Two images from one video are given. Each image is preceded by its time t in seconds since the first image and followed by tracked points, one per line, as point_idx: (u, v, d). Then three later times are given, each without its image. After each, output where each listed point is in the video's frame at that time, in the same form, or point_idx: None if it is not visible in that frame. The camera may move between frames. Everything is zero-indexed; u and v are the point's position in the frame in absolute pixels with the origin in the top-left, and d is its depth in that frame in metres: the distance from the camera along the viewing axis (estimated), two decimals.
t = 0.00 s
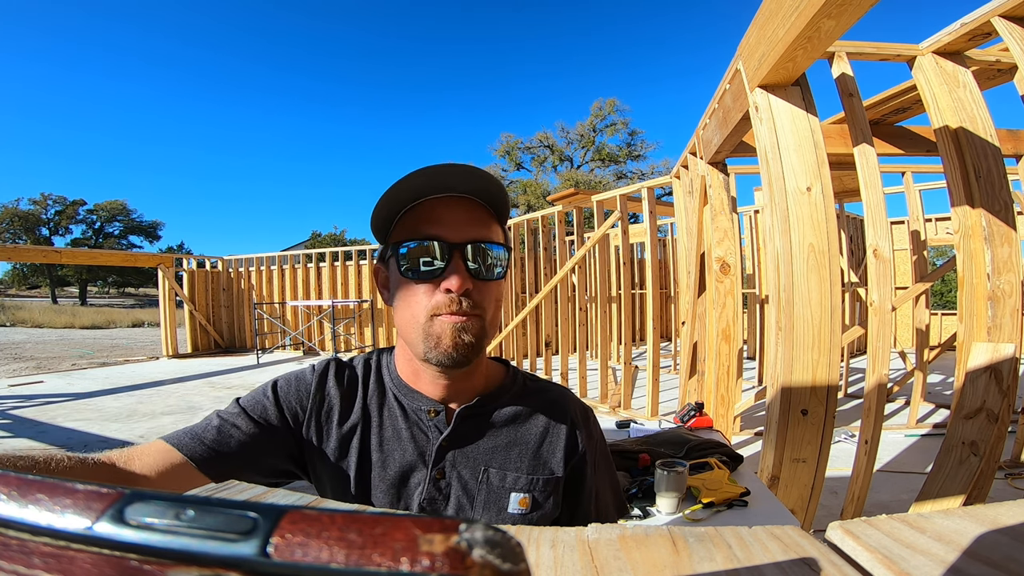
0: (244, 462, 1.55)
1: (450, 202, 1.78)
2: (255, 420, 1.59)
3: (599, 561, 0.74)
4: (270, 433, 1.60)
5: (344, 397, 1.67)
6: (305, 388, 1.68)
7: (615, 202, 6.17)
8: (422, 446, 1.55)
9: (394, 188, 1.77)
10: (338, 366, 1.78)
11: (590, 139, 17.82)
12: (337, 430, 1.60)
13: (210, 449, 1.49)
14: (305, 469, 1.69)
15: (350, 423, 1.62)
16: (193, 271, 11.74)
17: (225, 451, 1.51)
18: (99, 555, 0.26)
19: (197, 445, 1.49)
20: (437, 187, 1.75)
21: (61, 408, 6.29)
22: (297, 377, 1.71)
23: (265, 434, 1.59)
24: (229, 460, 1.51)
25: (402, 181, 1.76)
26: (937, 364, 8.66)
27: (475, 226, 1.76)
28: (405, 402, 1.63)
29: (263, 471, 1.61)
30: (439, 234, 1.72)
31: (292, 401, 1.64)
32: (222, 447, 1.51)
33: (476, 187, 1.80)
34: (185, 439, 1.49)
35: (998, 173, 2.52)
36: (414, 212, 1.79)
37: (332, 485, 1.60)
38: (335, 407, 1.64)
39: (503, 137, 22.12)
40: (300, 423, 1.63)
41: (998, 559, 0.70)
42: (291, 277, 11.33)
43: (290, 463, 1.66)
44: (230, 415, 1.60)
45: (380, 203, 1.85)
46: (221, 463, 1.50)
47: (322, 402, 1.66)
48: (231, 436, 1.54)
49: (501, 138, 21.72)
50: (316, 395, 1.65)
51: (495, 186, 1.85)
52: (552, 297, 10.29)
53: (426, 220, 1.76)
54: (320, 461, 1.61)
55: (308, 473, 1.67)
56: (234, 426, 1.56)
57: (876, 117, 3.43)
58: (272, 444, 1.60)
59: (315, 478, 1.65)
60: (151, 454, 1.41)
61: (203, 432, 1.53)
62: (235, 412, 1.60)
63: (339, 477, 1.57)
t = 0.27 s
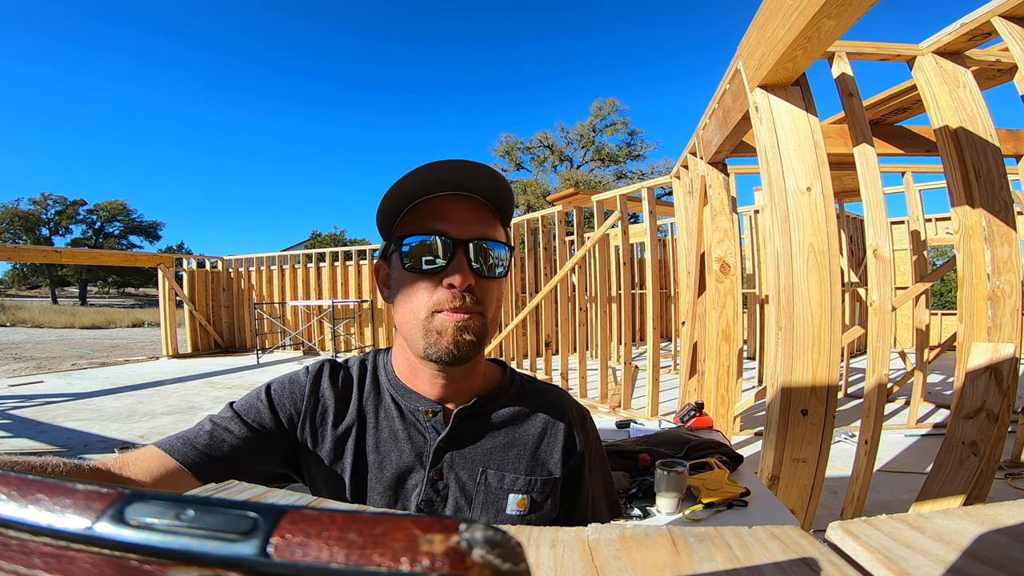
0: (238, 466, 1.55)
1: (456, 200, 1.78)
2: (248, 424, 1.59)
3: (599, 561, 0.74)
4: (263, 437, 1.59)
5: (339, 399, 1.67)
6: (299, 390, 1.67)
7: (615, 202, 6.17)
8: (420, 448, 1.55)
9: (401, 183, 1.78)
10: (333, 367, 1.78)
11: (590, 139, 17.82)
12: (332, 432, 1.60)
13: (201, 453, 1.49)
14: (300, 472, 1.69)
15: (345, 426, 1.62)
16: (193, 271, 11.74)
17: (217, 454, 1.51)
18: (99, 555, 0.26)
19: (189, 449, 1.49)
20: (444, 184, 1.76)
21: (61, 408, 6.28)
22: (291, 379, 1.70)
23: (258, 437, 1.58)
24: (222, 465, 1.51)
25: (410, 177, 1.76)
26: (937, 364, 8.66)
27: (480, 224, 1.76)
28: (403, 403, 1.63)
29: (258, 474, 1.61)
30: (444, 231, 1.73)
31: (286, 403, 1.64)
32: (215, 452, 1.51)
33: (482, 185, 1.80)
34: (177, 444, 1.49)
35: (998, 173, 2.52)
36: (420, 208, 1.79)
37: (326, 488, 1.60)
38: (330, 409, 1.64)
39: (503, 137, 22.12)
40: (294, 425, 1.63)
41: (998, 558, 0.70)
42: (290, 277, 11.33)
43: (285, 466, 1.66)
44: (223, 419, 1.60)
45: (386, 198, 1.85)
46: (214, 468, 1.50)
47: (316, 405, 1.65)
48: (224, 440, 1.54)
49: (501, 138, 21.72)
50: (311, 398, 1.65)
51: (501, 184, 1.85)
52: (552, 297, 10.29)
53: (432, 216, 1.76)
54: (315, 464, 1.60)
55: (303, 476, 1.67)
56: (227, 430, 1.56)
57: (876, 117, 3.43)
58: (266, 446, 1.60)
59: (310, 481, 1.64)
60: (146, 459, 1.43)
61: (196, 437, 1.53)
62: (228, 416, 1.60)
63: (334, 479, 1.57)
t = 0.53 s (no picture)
0: (236, 465, 1.55)
1: (447, 198, 1.78)
2: (248, 423, 1.59)
3: (599, 561, 0.74)
4: (263, 436, 1.59)
5: (338, 399, 1.68)
6: (298, 390, 1.67)
7: (615, 202, 6.16)
8: (417, 448, 1.56)
9: (390, 181, 1.77)
10: (332, 367, 1.78)
11: (590, 139, 17.82)
12: (331, 432, 1.60)
13: (200, 452, 1.49)
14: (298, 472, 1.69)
15: (343, 426, 1.62)
16: (193, 271, 11.74)
17: (215, 453, 1.51)
18: (100, 555, 0.26)
19: (188, 447, 1.49)
20: (435, 181, 1.75)
21: (60, 408, 6.28)
22: (291, 379, 1.70)
23: (257, 436, 1.58)
24: (220, 464, 1.51)
25: (399, 175, 1.76)
26: (937, 364, 8.66)
27: (472, 221, 1.77)
28: (400, 404, 1.64)
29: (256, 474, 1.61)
30: (436, 229, 1.73)
31: (286, 403, 1.64)
32: (213, 450, 1.51)
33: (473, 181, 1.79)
34: (175, 443, 1.49)
35: (998, 172, 2.52)
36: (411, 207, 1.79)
37: (324, 488, 1.60)
38: (329, 409, 1.64)
39: (503, 137, 22.13)
40: (294, 425, 1.63)
41: (998, 559, 0.70)
42: (290, 277, 11.34)
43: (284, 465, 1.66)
44: (223, 417, 1.60)
45: (376, 196, 1.84)
46: (213, 466, 1.50)
47: (316, 404, 1.66)
48: (223, 439, 1.54)
49: (501, 138, 21.71)
50: (310, 397, 1.66)
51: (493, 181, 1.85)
52: (552, 297, 10.29)
53: (424, 214, 1.76)
54: (312, 464, 1.60)
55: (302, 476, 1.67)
56: (226, 428, 1.56)
57: (876, 117, 3.43)
58: (265, 445, 1.60)
59: (308, 481, 1.64)
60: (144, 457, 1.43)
61: (194, 435, 1.53)
62: (227, 415, 1.60)
63: (331, 479, 1.57)
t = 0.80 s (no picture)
0: (237, 470, 1.55)
1: (447, 201, 1.77)
2: (247, 428, 1.58)
3: (599, 561, 0.74)
4: (262, 440, 1.59)
5: (337, 401, 1.67)
6: (297, 392, 1.66)
7: (615, 202, 6.16)
8: (416, 449, 1.56)
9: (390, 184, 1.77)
10: (332, 369, 1.78)
11: (590, 138, 17.82)
12: (330, 434, 1.60)
13: (200, 460, 1.50)
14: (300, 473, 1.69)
15: (342, 428, 1.61)
16: (193, 271, 11.74)
17: (216, 460, 1.52)
18: (99, 555, 0.26)
19: (189, 455, 1.50)
20: (434, 184, 1.75)
21: (60, 408, 6.28)
22: (289, 381, 1.70)
23: (257, 440, 1.58)
24: (222, 470, 1.52)
25: (398, 178, 1.76)
26: (937, 364, 8.66)
27: (471, 225, 1.76)
28: (399, 405, 1.63)
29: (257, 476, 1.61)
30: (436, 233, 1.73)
31: (284, 406, 1.64)
32: (214, 457, 1.51)
33: (473, 186, 1.79)
34: (177, 451, 1.51)
35: (998, 173, 2.52)
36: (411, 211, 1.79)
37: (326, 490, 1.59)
38: (328, 411, 1.64)
39: (503, 137, 22.13)
40: (293, 427, 1.62)
41: (998, 558, 0.70)
42: (290, 277, 11.34)
43: (286, 466, 1.65)
44: (222, 423, 1.61)
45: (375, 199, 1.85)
46: (213, 474, 1.50)
47: (314, 406, 1.65)
48: (223, 445, 1.54)
49: (501, 138, 21.72)
50: (309, 400, 1.65)
51: (494, 185, 1.84)
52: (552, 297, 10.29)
53: (423, 217, 1.76)
54: (313, 466, 1.60)
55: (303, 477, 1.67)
56: (226, 435, 1.56)
57: (876, 117, 3.43)
58: (265, 449, 1.59)
59: (310, 482, 1.64)
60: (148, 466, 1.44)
61: (194, 443, 1.53)
62: (227, 421, 1.60)
63: (332, 481, 1.57)
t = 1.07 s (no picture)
0: (241, 465, 1.55)
1: (432, 197, 1.77)
2: (252, 423, 1.58)
3: (599, 561, 0.74)
4: (267, 434, 1.59)
5: (342, 396, 1.67)
6: (302, 387, 1.67)
7: (615, 202, 6.16)
8: (419, 446, 1.56)
9: (372, 184, 1.77)
10: (337, 364, 1.78)
11: (590, 138, 17.82)
12: (335, 430, 1.60)
13: (204, 454, 1.49)
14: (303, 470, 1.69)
15: (347, 423, 1.62)
16: (193, 271, 11.75)
17: (219, 454, 1.51)
18: (99, 555, 0.26)
19: (193, 449, 1.50)
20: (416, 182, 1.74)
21: (60, 408, 6.28)
22: (294, 377, 1.70)
23: (262, 435, 1.58)
24: (224, 464, 1.51)
25: (380, 178, 1.76)
26: (937, 364, 8.66)
27: (456, 219, 1.75)
28: (402, 402, 1.63)
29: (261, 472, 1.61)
30: (421, 230, 1.73)
31: (289, 401, 1.64)
32: (217, 451, 1.51)
33: (455, 179, 1.76)
34: (181, 445, 1.50)
35: (998, 172, 2.52)
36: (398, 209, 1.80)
37: (329, 488, 1.59)
38: (333, 406, 1.64)
39: (503, 136, 22.13)
40: (298, 422, 1.62)
41: (998, 559, 0.70)
42: (290, 277, 11.34)
43: (289, 462, 1.65)
44: (227, 418, 1.61)
45: (362, 199, 1.85)
46: (216, 468, 1.50)
47: (320, 402, 1.65)
48: (227, 439, 1.54)
49: (501, 138, 21.72)
50: (314, 395, 1.65)
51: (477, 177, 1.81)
52: (552, 297, 10.30)
53: (409, 215, 1.77)
54: (317, 462, 1.60)
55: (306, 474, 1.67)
56: (230, 429, 1.56)
57: (876, 117, 3.43)
58: (269, 444, 1.59)
59: (313, 479, 1.64)
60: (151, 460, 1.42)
61: (198, 437, 1.53)
62: (231, 415, 1.60)
63: (335, 477, 1.57)
